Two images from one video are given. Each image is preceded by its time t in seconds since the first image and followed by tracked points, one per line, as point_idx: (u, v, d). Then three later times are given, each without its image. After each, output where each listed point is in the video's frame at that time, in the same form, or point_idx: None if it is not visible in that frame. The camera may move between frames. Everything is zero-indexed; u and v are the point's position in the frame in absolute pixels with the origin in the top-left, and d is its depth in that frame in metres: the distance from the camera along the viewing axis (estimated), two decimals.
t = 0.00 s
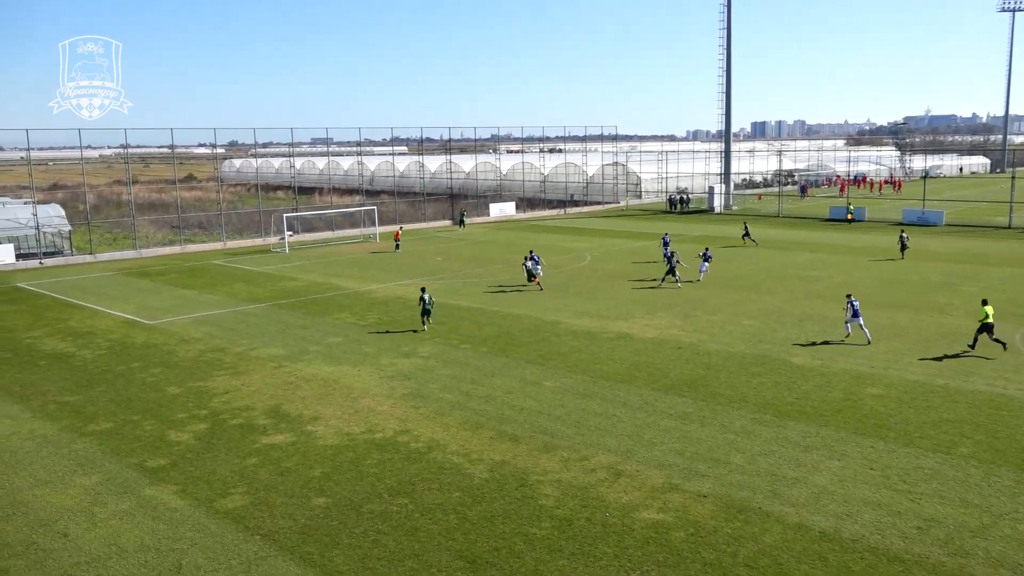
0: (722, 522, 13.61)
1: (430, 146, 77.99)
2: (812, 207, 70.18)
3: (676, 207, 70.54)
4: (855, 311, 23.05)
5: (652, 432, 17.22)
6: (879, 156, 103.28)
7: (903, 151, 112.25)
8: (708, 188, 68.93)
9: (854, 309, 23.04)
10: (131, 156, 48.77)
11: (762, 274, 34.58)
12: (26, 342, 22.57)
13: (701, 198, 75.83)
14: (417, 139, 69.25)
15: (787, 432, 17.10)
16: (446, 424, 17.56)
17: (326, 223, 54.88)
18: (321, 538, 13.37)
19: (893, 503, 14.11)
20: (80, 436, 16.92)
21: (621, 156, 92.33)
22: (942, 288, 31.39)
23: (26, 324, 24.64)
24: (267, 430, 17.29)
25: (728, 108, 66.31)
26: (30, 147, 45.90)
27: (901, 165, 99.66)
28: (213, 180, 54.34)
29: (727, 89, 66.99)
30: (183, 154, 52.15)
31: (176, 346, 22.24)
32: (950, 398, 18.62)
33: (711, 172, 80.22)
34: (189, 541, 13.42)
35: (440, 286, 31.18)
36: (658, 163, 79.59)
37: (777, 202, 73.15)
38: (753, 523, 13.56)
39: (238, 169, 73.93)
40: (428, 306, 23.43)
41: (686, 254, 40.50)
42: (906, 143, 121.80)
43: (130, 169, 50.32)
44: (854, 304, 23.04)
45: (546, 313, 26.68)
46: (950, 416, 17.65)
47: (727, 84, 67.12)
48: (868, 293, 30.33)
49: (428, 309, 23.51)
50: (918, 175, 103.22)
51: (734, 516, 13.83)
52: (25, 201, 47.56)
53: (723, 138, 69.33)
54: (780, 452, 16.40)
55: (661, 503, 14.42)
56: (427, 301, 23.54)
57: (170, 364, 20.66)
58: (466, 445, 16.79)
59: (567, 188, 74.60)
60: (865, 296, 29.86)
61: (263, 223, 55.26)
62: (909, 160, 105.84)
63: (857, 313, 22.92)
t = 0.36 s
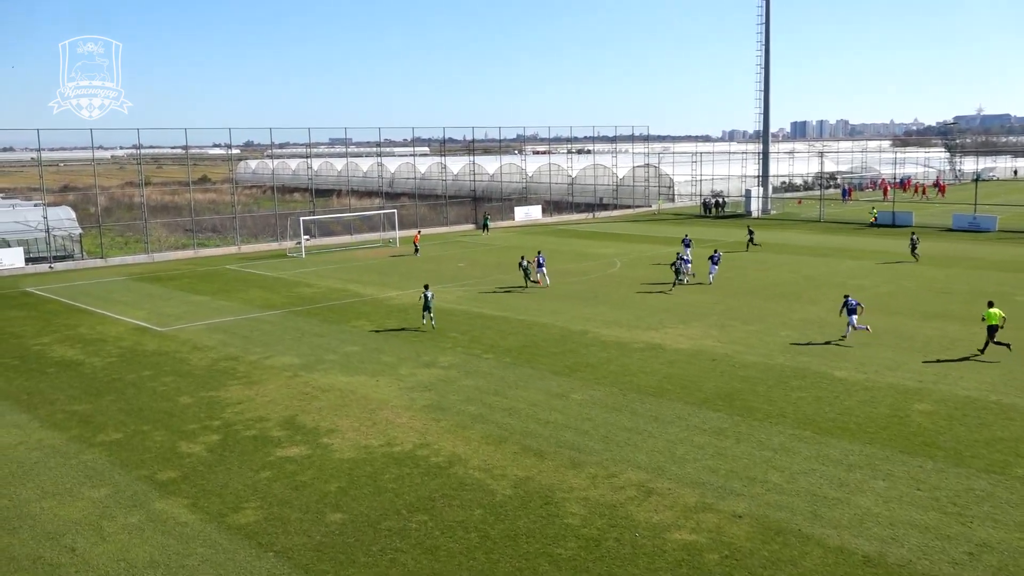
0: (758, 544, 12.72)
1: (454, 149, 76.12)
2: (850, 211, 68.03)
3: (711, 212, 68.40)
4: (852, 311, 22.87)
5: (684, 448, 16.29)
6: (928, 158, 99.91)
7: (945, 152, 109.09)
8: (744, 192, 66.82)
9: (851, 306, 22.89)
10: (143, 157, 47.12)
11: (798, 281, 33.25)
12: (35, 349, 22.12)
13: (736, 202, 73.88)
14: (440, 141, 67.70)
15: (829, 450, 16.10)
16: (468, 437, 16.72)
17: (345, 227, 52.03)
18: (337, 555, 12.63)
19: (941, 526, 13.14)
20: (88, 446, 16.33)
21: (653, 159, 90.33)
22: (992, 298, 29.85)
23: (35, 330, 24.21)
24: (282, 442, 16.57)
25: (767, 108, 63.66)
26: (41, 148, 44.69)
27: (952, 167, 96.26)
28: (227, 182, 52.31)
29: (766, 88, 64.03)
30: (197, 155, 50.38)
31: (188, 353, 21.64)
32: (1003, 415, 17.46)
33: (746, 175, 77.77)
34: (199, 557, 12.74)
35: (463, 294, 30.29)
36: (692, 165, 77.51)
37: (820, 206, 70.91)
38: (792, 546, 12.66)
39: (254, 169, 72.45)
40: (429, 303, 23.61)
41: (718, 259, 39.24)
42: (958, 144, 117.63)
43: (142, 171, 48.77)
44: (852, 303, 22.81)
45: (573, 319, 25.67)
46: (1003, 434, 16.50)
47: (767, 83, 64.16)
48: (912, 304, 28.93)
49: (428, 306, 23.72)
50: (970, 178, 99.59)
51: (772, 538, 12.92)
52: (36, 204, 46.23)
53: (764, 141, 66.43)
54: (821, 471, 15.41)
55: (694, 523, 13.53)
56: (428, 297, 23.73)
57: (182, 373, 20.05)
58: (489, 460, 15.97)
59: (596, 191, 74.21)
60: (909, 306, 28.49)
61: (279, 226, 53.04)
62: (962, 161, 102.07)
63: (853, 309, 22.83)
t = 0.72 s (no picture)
0: (796, 571, 11.71)
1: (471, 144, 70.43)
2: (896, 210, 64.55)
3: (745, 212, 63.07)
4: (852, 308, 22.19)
5: (715, 465, 15.22)
6: (978, 154, 95.25)
7: (991, 143, 104.40)
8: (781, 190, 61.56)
9: (849, 306, 22.21)
10: (142, 153, 43.40)
11: (835, 284, 31.55)
12: (30, 355, 21.39)
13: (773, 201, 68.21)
14: (455, 136, 62.00)
15: (871, 468, 14.96)
16: (484, 451, 15.74)
17: (355, 228, 48.66)
18: None
19: (995, 552, 12.05)
20: (85, 458, 15.52)
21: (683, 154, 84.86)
22: None
23: (31, 336, 23.47)
24: (288, 455, 15.67)
25: (805, 100, 59.44)
26: (36, 143, 41.89)
27: (1003, 163, 91.62)
28: (232, 180, 48.17)
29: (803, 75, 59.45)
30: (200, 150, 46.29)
31: (190, 361, 20.78)
32: None
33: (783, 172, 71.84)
34: None
35: (481, 298, 29.00)
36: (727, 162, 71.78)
37: (862, 206, 67.48)
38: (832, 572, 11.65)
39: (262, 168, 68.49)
40: (428, 299, 24.12)
41: (747, 261, 37.66)
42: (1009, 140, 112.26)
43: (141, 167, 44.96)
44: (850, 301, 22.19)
45: (597, 323, 24.31)
46: None
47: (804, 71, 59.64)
48: (958, 305, 27.23)
49: (427, 302, 24.24)
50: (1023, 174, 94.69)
51: (811, 564, 11.89)
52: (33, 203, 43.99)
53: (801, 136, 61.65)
54: (863, 490, 14.30)
55: (727, 545, 12.52)
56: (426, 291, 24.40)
57: (184, 382, 19.19)
58: (507, 476, 14.98)
59: (622, 190, 67.97)
60: (954, 308, 26.81)
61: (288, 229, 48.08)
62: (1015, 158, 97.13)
63: (851, 309, 22.20)
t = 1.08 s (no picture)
0: None
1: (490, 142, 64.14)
2: (946, 212, 60.48)
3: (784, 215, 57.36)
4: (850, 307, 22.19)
5: (751, 485, 14.19)
6: None
7: None
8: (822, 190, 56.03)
9: (849, 303, 22.19)
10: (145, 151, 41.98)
11: (871, 287, 30.11)
12: (25, 365, 20.67)
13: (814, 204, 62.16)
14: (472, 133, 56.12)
15: (919, 489, 13.87)
16: (503, 470, 14.79)
17: (368, 231, 47.69)
18: None
19: None
20: (82, 474, 14.71)
21: (716, 153, 78.59)
22: None
23: (29, 345, 22.72)
24: (295, 472, 14.79)
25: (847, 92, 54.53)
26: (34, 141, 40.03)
27: None
28: (238, 181, 46.64)
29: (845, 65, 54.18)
30: (205, 150, 44.63)
31: (192, 371, 19.99)
32: None
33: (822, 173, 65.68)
34: None
35: (500, 304, 27.90)
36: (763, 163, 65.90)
37: (910, 207, 63.80)
38: None
39: (268, 167, 63.84)
40: (429, 299, 24.31)
41: (779, 264, 36.12)
42: None
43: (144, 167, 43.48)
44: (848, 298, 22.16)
45: (623, 331, 23.17)
46: None
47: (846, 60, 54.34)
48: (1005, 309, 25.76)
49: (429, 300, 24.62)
50: None
51: None
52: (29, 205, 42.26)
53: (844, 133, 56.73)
54: (911, 513, 13.22)
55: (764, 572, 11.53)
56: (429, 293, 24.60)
57: (186, 394, 18.36)
58: (528, 495, 14.02)
59: (651, 191, 61.06)
60: (1000, 314, 25.37)
61: (296, 232, 46.74)
62: None
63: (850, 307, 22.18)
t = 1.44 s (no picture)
0: None
1: (517, 139, 61.99)
2: (997, 213, 57.02)
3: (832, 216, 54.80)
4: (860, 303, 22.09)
5: (797, 508, 13.11)
6: None
7: None
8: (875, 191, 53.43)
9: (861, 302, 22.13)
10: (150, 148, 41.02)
11: (913, 291, 28.75)
12: (23, 374, 19.88)
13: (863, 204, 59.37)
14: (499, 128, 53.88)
15: (981, 512, 12.73)
16: (530, 489, 13.79)
17: (386, 233, 46.51)
18: None
19: None
20: (81, 490, 13.86)
21: (760, 151, 75.58)
22: None
23: (25, 353, 21.93)
24: (308, 490, 13.86)
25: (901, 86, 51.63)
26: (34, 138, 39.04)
27: None
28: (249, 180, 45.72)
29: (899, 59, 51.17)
30: (213, 147, 43.73)
31: (199, 382, 19.13)
32: None
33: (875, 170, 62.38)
34: None
35: (524, 309, 26.83)
36: (809, 160, 62.81)
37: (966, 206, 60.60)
38: None
39: (280, 164, 61.32)
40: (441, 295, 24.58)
41: (817, 267, 34.61)
42: None
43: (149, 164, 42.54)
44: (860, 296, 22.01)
45: (654, 341, 22.03)
46: None
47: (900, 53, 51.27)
48: None
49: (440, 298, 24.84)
50: None
51: None
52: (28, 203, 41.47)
53: (897, 129, 53.89)
54: (973, 540, 12.06)
55: None
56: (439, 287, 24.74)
57: (193, 406, 17.49)
58: (556, 516, 13.01)
59: (689, 190, 58.50)
60: None
61: (310, 233, 45.86)
62: None
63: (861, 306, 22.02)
